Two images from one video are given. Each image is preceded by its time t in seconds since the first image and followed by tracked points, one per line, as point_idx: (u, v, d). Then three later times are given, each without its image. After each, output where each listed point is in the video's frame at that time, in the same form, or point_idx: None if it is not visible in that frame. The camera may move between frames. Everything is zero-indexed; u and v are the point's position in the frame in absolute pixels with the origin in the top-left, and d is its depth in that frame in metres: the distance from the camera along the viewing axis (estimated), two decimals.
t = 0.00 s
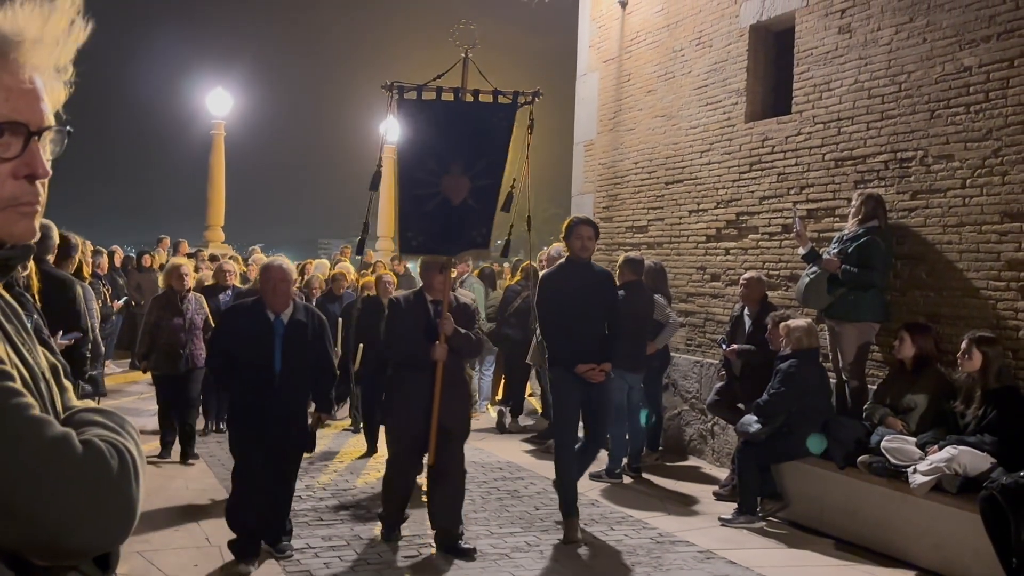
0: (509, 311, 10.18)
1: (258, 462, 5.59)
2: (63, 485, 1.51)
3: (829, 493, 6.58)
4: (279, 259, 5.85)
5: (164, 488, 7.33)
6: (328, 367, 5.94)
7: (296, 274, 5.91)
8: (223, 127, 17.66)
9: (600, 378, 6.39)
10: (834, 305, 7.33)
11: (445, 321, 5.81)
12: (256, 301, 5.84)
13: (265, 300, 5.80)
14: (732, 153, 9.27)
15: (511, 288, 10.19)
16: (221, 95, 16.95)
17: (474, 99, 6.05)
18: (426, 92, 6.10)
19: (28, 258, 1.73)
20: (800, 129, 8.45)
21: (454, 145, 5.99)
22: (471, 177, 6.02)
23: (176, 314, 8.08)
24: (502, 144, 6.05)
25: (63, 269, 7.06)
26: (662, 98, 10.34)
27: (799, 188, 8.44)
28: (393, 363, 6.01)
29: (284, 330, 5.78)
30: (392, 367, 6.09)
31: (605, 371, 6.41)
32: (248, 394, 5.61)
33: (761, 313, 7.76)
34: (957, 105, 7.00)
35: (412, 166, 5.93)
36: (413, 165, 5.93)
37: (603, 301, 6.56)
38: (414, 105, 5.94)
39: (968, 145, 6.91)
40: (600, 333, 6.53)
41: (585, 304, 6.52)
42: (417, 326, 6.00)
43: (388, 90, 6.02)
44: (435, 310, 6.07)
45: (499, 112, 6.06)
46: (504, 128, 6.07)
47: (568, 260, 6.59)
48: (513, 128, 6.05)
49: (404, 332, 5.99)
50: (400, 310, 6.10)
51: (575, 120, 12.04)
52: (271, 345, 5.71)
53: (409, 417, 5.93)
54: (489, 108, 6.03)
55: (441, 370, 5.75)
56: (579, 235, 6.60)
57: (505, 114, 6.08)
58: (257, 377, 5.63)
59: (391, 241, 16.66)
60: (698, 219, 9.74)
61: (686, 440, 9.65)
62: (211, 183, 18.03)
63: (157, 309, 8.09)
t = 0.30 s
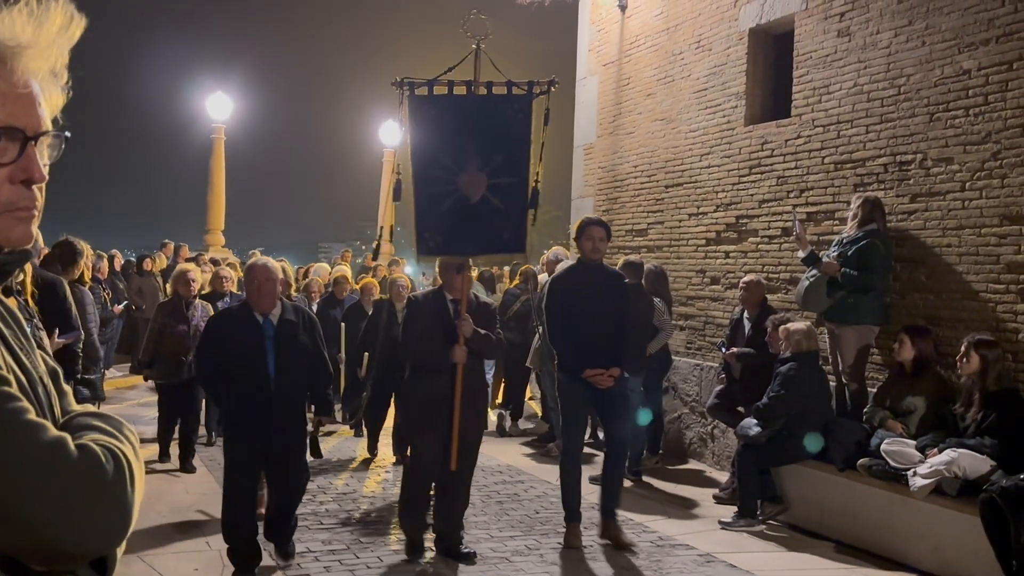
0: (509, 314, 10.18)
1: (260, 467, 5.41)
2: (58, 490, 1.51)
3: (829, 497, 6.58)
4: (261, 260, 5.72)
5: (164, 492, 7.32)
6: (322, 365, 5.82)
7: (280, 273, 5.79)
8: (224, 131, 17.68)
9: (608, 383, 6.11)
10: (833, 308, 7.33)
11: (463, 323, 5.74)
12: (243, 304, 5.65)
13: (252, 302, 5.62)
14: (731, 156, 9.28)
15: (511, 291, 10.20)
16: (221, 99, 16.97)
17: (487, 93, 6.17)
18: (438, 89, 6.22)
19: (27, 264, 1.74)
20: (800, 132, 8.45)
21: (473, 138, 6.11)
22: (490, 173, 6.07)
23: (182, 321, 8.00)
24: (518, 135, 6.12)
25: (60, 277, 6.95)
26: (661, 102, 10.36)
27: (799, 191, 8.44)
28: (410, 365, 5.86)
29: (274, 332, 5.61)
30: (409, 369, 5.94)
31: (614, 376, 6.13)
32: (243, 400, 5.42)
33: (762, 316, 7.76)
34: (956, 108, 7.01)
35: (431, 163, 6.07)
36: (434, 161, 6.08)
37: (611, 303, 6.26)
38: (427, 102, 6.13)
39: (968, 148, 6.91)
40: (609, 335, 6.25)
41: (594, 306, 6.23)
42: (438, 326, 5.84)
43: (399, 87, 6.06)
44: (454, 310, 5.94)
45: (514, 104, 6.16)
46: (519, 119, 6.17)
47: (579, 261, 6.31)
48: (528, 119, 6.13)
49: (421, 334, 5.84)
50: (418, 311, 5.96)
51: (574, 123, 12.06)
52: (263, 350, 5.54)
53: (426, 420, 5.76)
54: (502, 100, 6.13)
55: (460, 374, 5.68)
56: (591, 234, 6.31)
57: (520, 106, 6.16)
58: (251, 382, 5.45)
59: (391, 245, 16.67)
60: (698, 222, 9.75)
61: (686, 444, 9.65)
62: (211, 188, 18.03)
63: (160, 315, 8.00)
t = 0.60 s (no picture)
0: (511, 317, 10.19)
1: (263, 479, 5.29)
2: (59, 491, 1.52)
3: (831, 499, 6.57)
4: (271, 264, 5.54)
5: (167, 495, 7.33)
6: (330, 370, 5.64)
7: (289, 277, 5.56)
8: (225, 134, 17.69)
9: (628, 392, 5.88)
10: (834, 310, 7.33)
11: (476, 330, 5.57)
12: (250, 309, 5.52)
13: (258, 308, 5.47)
14: (733, 159, 9.27)
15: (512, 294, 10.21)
16: (222, 102, 16.98)
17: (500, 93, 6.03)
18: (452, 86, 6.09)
19: (27, 265, 1.75)
20: (801, 134, 8.46)
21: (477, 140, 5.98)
22: (505, 175, 5.91)
23: (188, 322, 7.95)
24: (535, 136, 5.98)
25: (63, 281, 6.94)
26: (663, 104, 10.36)
27: (800, 194, 8.44)
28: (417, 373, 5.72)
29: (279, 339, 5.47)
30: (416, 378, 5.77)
31: (636, 386, 5.89)
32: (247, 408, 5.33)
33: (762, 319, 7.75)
34: (958, 111, 7.01)
35: (443, 160, 5.90)
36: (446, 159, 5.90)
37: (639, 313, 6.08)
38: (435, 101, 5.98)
39: (969, 150, 6.91)
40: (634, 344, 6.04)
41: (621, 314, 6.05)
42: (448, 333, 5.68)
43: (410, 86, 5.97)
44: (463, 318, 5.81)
45: (530, 104, 6.00)
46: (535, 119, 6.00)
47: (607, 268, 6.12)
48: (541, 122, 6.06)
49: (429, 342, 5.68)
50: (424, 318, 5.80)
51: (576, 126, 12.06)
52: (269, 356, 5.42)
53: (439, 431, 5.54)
54: (519, 99, 5.98)
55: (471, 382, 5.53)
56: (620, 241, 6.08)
57: (536, 106, 6.01)
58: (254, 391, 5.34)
59: (392, 248, 16.69)
60: (699, 224, 9.74)
61: (687, 446, 9.64)
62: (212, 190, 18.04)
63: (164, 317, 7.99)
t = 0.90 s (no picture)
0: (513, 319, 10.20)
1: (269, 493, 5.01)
2: (59, 491, 1.51)
3: (834, 501, 6.56)
4: (298, 266, 5.30)
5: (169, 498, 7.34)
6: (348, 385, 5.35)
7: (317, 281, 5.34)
8: (227, 136, 17.70)
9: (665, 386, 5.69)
10: (837, 312, 7.32)
11: (486, 331, 5.32)
12: (271, 309, 5.25)
13: (281, 309, 5.20)
14: (735, 160, 9.27)
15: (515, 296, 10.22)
16: (225, 104, 16.99)
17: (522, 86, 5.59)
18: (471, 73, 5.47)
19: (30, 266, 1.75)
20: (804, 136, 8.45)
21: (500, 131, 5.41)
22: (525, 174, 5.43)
23: (190, 330, 7.85)
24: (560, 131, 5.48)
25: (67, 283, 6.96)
26: (665, 106, 10.37)
27: (802, 195, 8.44)
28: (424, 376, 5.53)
29: (298, 345, 5.19)
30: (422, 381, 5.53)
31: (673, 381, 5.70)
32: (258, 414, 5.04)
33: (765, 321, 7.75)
34: (960, 112, 7.00)
35: (460, 152, 5.33)
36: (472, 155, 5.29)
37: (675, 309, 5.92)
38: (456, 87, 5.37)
39: (971, 152, 6.91)
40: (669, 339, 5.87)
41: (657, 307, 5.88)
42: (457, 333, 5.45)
43: (432, 71, 5.39)
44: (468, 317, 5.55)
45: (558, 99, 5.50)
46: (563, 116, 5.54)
47: (640, 262, 5.89)
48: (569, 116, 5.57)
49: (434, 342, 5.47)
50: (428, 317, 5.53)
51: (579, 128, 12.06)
52: (286, 361, 5.15)
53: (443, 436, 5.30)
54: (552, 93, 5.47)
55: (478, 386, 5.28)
56: (658, 235, 5.87)
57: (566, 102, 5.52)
58: (268, 396, 5.05)
59: (395, 249, 16.70)
60: (702, 226, 9.74)
61: (690, 448, 9.64)
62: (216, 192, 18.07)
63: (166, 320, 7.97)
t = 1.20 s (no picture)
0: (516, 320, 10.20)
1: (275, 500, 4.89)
2: (60, 494, 1.51)
3: (838, 503, 6.54)
4: (301, 271, 5.22)
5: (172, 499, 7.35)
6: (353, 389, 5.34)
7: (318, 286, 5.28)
8: (229, 137, 17.71)
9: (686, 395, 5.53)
10: (840, 314, 7.30)
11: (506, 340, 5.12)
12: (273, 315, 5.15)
13: (284, 314, 5.11)
14: (738, 162, 9.27)
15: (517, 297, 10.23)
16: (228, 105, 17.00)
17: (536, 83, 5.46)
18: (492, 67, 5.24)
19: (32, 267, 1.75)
20: (806, 138, 8.45)
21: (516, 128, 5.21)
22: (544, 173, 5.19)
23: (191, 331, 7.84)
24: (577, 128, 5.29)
25: (70, 285, 6.96)
26: (668, 108, 10.36)
27: (805, 197, 8.43)
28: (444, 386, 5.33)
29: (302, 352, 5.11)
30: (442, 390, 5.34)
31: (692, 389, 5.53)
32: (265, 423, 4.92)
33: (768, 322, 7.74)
34: (963, 114, 7.00)
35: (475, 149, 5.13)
36: (486, 157, 5.13)
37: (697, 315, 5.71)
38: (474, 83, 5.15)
39: (974, 153, 6.90)
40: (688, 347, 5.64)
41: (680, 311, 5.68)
42: (474, 338, 5.32)
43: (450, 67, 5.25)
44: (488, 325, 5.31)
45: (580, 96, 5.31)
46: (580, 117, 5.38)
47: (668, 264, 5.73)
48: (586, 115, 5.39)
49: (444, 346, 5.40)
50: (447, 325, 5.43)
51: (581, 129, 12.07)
52: (292, 367, 5.07)
53: (456, 442, 5.19)
54: (568, 89, 5.29)
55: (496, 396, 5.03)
56: (681, 240, 5.71)
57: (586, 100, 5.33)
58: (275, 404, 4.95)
59: (397, 250, 16.71)
60: (704, 228, 9.74)
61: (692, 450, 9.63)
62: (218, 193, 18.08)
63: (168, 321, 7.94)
